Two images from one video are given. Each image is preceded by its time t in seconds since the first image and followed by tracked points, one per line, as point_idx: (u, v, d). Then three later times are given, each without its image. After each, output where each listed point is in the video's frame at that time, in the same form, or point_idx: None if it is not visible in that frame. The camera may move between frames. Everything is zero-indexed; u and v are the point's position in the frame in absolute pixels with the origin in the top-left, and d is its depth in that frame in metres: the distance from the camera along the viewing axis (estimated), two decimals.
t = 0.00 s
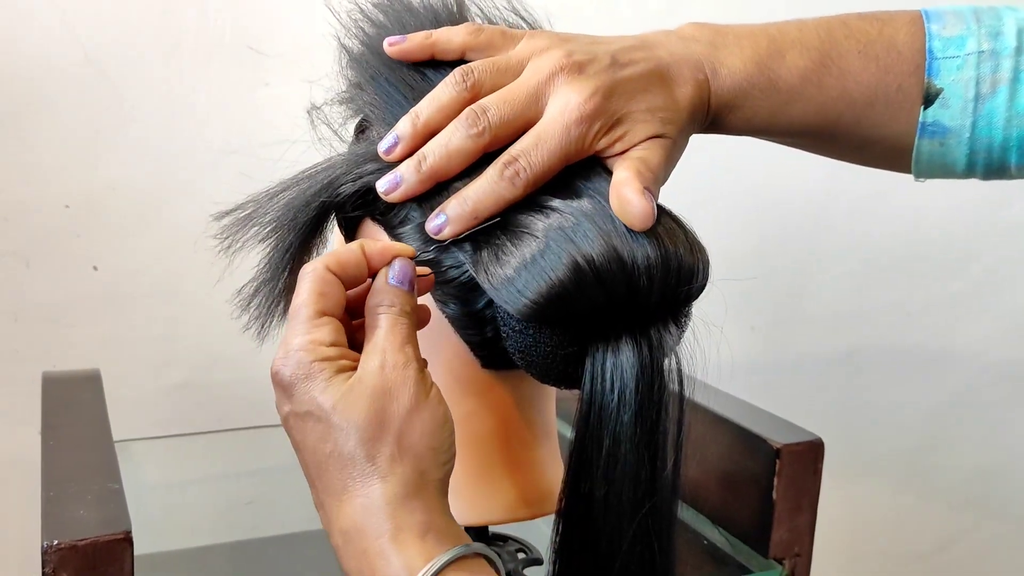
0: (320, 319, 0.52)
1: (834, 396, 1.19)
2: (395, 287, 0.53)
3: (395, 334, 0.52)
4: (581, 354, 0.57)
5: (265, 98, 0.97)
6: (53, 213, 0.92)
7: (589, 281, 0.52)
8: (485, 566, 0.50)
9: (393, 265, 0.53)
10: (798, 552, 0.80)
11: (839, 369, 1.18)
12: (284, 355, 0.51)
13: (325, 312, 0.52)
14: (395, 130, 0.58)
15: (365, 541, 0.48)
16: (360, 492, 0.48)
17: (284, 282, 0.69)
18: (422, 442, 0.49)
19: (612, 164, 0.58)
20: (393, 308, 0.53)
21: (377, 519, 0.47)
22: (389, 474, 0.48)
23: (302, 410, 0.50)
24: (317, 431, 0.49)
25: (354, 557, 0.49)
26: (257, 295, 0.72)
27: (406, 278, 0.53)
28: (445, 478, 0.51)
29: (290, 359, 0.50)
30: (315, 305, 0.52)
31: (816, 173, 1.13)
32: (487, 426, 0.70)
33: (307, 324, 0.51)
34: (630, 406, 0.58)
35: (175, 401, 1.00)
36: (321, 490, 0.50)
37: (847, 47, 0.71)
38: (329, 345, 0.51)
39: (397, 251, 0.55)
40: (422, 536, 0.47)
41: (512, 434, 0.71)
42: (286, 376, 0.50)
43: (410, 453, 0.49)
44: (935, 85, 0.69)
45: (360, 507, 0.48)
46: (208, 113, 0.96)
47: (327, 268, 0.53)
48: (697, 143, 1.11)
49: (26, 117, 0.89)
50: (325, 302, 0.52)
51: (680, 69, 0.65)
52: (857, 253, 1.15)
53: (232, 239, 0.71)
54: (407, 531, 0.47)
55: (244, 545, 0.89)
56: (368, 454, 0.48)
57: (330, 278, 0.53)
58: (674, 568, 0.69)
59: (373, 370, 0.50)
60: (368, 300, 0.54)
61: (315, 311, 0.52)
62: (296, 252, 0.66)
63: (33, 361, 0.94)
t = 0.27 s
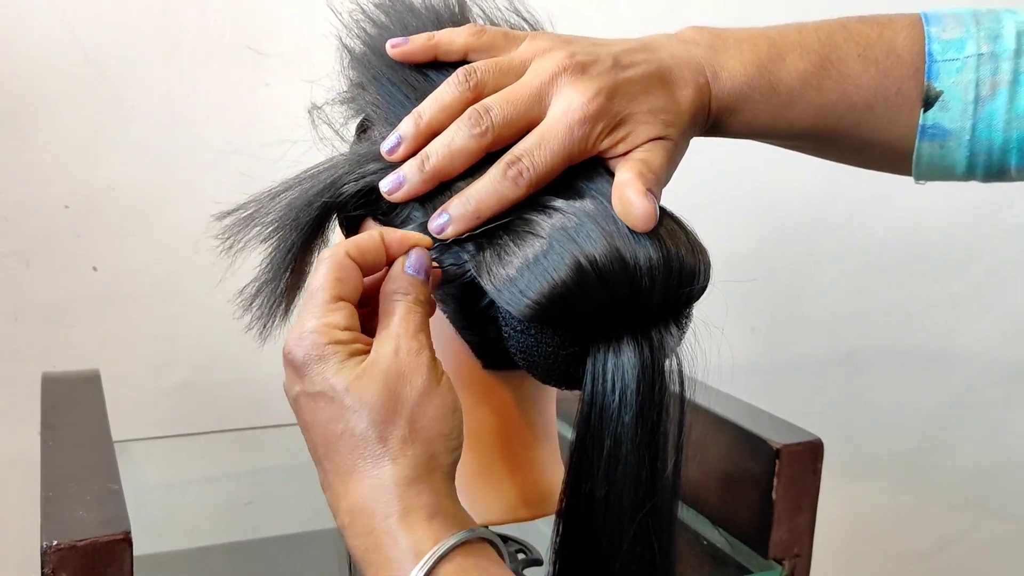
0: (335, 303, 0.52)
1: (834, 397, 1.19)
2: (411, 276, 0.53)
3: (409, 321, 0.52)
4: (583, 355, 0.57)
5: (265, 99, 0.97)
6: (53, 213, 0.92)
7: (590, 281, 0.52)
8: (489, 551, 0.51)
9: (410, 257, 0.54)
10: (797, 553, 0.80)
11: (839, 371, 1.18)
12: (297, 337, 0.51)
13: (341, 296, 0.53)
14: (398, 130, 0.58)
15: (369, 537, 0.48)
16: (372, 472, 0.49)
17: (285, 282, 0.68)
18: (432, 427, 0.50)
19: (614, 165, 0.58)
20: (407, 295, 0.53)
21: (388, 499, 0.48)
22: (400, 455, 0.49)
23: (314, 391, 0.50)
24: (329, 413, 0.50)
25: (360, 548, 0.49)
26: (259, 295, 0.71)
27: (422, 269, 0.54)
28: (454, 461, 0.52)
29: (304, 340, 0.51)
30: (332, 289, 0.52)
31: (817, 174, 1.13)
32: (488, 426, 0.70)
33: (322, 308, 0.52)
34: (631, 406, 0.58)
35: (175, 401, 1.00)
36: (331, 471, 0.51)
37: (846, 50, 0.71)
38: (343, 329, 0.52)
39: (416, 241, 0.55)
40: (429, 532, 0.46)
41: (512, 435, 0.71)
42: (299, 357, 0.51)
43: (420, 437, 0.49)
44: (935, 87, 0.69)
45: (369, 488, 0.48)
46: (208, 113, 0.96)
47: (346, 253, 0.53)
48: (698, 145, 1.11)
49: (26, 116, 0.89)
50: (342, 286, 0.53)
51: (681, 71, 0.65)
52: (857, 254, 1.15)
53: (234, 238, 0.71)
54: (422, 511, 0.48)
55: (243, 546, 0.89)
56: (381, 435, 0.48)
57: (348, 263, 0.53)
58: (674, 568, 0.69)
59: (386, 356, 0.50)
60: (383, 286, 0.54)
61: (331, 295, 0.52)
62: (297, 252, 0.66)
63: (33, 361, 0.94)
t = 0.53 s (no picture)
0: (377, 269, 0.50)
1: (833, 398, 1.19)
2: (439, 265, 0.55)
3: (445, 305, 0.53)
4: (584, 356, 0.57)
5: (265, 100, 0.97)
6: (53, 214, 0.92)
7: (592, 282, 0.52)
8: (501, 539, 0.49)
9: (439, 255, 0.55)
10: (797, 554, 0.80)
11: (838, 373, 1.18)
12: (333, 292, 0.49)
13: (383, 265, 0.51)
14: (401, 131, 0.58)
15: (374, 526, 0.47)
16: (381, 447, 0.47)
17: (286, 283, 0.68)
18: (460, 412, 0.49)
19: (617, 167, 0.58)
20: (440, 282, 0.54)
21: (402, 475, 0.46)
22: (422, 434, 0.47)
23: (345, 352, 0.48)
24: (355, 378, 0.48)
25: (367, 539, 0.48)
26: (261, 296, 0.71)
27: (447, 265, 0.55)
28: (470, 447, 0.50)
29: (343, 297, 0.49)
30: (377, 255, 0.50)
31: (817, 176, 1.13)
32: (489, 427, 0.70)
33: (365, 270, 0.50)
34: (632, 408, 0.58)
35: (175, 401, 1.00)
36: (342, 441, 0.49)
37: (846, 55, 0.71)
38: (383, 296, 0.50)
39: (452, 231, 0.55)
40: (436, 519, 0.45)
41: (513, 436, 0.71)
42: (335, 313, 0.48)
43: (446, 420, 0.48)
44: (935, 91, 0.69)
45: (379, 463, 0.47)
46: (208, 114, 0.96)
47: (393, 224, 0.51)
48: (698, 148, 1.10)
49: (26, 117, 0.89)
50: (385, 255, 0.51)
51: (683, 74, 0.65)
52: (856, 256, 1.15)
53: (236, 239, 0.71)
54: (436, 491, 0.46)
55: (243, 547, 0.89)
56: (409, 409, 0.47)
57: (395, 234, 0.52)
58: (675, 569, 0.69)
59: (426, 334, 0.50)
60: (406, 270, 0.54)
61: (375, 261, 0.50)
62: (299, 253, 0.66)
63: (32, 362, 0.94)
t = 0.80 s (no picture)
0: (412, 254, 0.50)
1: (833, 399, 1.19)
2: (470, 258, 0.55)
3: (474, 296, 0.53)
4: (583, 357, 0.57)
5: (264, 101, 0.97)
6: (52, 215, 0.92)
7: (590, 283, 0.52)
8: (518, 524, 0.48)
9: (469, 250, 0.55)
10: (796, 555, 0.80)
11: (838, 374, 1.18)
12: (367, 272, 0.48)
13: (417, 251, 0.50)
14: (401, 131, 0.58)
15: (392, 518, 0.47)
16: (404, 431, 0.46)
17: (286, 285, 0.68)
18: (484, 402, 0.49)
19: (617, 167, 0.58)
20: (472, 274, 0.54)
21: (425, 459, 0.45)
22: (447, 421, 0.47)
23: (376, 333, 0.48)
24: (383, 360, 0.47)
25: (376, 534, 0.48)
26: (261, 297, 0.71)
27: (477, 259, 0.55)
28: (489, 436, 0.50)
29: (378, 277, 0.48)
30: (412, 242, 0.50)
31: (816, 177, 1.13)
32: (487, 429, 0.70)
33: (398, 251, 0.49)
34: (631, 408, 0.58)
35: (175, 402, 1.00)
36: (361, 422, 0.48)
37: (843, 60, 0.71)
38: (415, 280, 0.50)
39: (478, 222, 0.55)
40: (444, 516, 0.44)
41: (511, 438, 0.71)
42: (370, 293, 0.48)
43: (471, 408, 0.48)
44: (930, 97, 0.69)
45: (401, 446, 0.46)
46: (207, 114, 0.96)
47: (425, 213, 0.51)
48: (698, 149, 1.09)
49: (26, 117, 0.89)
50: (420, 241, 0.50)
51: (681, 77, 0.65)
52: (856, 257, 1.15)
53: (236, 241, 0.71)
54: (459, 476, 0.45)
55: (243, 548, 0.89)
56: (435, 395, 0.47)
57: (428, 222, 0.51)
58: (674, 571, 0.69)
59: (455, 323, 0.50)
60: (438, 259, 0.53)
61: (411, 246, 0.50)
62: (299, 255, 0.66)
63: (32, 362, 0.94)
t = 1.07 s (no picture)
0: (379, 270, 0.50)
1: (833, 400, 1.19)
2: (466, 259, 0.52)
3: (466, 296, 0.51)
4: (583, 357, 0.57)
5: (264, 102, 0.97)
6: (52, 216, 0.91)
7: (592, 283, 0.52)
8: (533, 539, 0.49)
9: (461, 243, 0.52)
10: (797, 556, 0.80)
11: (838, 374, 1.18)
12: (348, 305, 0.49)
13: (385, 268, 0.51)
14: (403, 133, 0.58)
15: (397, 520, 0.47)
16: (412, 456, 0.47)
17: (286, 285, 0.68)
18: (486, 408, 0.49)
19: (618, 168, 0.58)
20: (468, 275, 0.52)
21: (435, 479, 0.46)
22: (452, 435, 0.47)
23: (364, 362, 0.48)
24: (378, 385, 0.48)
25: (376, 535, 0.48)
26: (260, 297, 0.71)
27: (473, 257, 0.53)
28: (499, 445, 0.50)
29: (356, 308, 0.48)
30: (375, 259, 0.50)
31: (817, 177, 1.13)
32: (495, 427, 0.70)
33: (371, 277, 0.50)
34: (633, 409, 0.58)
35: (175, 403, 1.00)
36: (371, 450, 0.49)
37: (845, 62, 0.71)
38: (392, 299, 0.50)
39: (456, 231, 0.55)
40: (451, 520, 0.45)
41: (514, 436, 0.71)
42: (351, 325, 0.48)
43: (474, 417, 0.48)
44: (931, 99, 0.69)
45: (413, 468, 0.46)
46: (207, 115, 0.95)
47: (384, 228, 0.51)
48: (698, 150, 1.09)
49: (25, 117, 0.89)
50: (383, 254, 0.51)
51: (683, 79, 0.65)
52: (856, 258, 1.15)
53: (236, 241, 0.71)
54: (467, 491, 0.46)
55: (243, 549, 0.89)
56: (435, 410, 0.47)
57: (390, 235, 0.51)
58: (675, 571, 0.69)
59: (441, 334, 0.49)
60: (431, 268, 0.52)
61: (376, 262, 0.50)
62: (299, 255, 0.66)
63: (32, 363, 0.94)
